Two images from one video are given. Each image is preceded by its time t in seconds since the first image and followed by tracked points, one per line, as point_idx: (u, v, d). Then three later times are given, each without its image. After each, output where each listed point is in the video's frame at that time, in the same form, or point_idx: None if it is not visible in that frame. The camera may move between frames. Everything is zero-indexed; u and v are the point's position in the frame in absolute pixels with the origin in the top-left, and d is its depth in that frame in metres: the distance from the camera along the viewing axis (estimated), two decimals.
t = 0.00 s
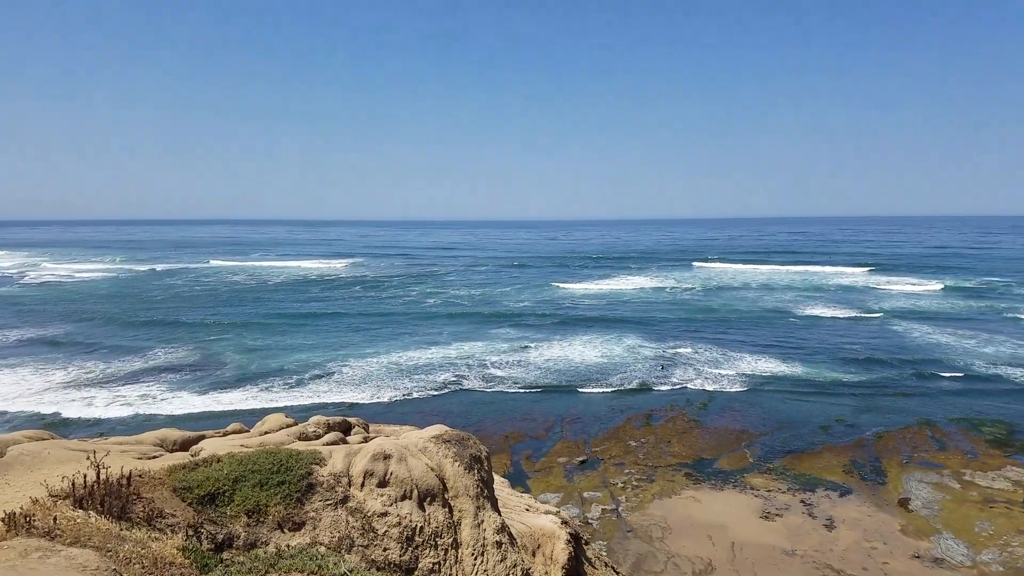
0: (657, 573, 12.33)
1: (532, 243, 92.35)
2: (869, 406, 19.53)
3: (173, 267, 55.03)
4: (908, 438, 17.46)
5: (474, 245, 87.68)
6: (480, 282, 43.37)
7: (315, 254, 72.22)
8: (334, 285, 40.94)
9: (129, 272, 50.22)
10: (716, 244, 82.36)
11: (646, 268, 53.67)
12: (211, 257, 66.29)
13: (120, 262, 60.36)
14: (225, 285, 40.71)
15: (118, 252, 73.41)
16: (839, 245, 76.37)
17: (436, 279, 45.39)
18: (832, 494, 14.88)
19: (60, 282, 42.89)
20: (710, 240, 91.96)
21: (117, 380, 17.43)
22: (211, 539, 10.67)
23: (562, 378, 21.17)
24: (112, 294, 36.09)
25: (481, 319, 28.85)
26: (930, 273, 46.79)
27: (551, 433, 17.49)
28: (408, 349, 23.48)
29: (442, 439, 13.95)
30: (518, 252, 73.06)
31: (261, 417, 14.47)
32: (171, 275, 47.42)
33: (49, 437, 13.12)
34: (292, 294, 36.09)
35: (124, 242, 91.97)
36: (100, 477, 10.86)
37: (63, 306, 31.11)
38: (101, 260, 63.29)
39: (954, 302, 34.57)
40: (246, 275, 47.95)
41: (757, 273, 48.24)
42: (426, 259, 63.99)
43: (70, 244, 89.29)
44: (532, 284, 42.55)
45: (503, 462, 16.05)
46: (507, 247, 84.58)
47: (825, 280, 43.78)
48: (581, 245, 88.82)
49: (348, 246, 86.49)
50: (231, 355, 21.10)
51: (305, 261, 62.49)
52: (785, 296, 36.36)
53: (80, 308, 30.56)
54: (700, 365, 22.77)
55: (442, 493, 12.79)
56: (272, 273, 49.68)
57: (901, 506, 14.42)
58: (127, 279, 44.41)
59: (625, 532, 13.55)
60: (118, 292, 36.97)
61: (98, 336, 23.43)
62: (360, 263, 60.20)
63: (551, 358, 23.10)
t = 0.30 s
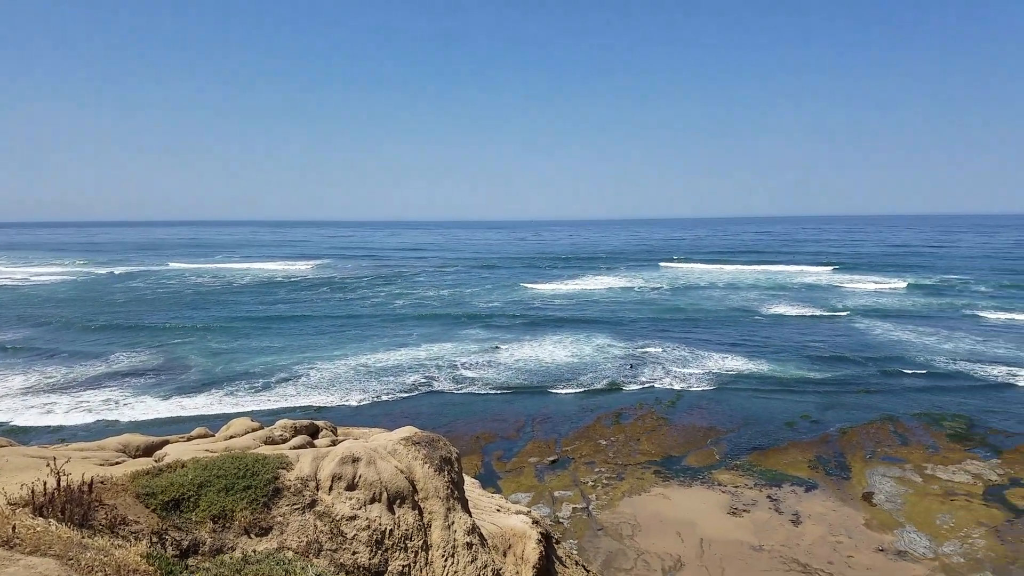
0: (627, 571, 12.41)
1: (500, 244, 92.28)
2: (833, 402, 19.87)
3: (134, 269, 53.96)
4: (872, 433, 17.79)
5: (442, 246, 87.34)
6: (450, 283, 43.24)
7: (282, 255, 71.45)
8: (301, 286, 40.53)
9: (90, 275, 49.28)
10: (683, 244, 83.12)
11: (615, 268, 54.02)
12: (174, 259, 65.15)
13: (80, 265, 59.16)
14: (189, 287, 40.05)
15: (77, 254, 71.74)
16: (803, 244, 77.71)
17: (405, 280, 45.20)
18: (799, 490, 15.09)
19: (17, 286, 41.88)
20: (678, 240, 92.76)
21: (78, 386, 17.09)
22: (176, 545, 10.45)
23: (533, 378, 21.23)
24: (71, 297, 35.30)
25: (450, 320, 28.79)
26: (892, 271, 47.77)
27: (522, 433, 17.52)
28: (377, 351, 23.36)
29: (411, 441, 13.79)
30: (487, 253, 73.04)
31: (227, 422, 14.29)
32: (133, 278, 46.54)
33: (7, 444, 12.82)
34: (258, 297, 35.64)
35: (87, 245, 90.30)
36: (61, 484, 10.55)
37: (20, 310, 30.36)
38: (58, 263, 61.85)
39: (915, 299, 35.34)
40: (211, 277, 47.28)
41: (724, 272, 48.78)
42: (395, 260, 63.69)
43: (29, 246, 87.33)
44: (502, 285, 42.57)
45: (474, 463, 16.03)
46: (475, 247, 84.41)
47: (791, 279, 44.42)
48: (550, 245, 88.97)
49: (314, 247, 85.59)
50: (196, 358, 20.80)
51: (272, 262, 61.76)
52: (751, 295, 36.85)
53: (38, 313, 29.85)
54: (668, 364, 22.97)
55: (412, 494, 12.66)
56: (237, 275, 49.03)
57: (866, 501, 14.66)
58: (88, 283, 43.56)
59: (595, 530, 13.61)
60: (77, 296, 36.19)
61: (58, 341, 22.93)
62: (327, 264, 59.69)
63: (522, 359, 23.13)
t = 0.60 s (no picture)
0: (599, 571, 12.42)
1: (470, 245, 92.69)
2: (802, 401, 20.11)
3: (98, 271, 53.23)
4: (839, 431, 18.03)
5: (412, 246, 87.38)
6: (420, 284, 43.29)
7: (250, 256, 71.10)
8: (270, 288, 40.32)
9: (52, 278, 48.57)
10: (650, 245, 84.09)
11: (587, 269, 54.40)
12: (140, 260, 64.47)
13: (44, 267, 58.30)
14: (155, 290, 39.65)
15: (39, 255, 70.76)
16: (771, 245, 78.92)
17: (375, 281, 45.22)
18: (767, 488, 15.25)
19: None
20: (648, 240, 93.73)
21: (42, 391, 16.76)
22: (142, 551, 9.45)
23: (505, 380, 21.26)
24: (32, 300, 34.72)
25: (421, 321, 28.76)
26: (858, 271, 48.66)
27: (494, 434, 17.54)
28: (347, 353, 23.25)
29: (382, 444, 12.92)
30: (456, 253, 73.30)
31: (195, 426, 14.12)
32: (98, 280, 45.95)
33: None
34: (224, 299, 35.40)
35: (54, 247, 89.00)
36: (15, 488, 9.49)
37: None
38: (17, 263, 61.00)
39: (879, 299, 36.00)
40: (180, 279, 46.88)
41: (693, 273, 49.35)
42: (366, 261, 63.67)
43: None
44: (472, 286, 42.72)
45: (446, 465, 15.97)
46: (445, 247, 84.67)
47: (759, 279, 45.05)
48: (521, 245, 89.42)
49: (282, 247, 85.29)
50: (164, 362, 20.52)
51: (240, 264, 61.38)
52: (721, 295, 37.28)
53: None
54: (638, 364, 23.13)
55: (384, 497, 11.77)
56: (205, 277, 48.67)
57: (833, 498, 14.85)
58: (50, 285, 42.90)
59: (567, 530, 13.64)
60: (39, 298, 35.64)
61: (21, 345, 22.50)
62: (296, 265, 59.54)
63: (494, 360, 23.17)
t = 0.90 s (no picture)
0: (577, 570, 12.45)
1: (448, 245, 92.66)
2: (779, 400, 20.31)
3: (70, 273, 52.53)
4: (815, 429, 18.21)
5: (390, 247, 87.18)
6: (398, 285, 43.24)
7: (227, 257, 70.57)
8: (246, 290, 40.05)
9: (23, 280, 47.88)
10: (628, 245, 84.59)
11: (566, 270, 54.53)
12: (113, 262, 63.72)
13: (14, 269, 57.43)
14: (129, 292, 39.23)
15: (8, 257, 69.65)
16: (748, 245, 79.66)
17: (353, 282, 45.10)
18: (744, 486, 15.37)
19: None
20: (626, 241, 94.17)
21: (13, 395, 16.53)
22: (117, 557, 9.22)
23: (483, 381, 21.28)
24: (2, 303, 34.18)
25: (400, 323, 28.71)
26: (833, 271, 49.23)
27: (473, 435, 17.53)
28: (325, 355, 23.16)
29: (360, 445, 12.72)
30: (434, 254, 73.26)
31: (169, 429, 14.00)
32: (71, 283, 45.36)
33: None
34: (200, 300, 35.12)
35: (28, 248, 87.97)
36: None
37: None
38: None
39: (854, 298, 36.47)
40: (155, 281, 46.37)
41: (671, 274, 49.69)
42: (344, 262, 63.44)
43: None
44: (451, 287, 42.73)
45: (425, 466, 15.94)
46: (423, 248, 84.62)
47: (736, 279, 45.46)
48: (499, 246, 89.53)
49: (259, 249, 84.75)
50: (139, 365, 20.31)
51: (216, 265, 60.92)
52: (699, 295, 37.55)
53: None
54: (616, 364, 23.25)
55: (361, 500, 11.64)
56: (181, 278, 48.26)
57: (809, 496, 15.00)
58: (21, 288, 42.27)
59: (545, 530, 13.65)
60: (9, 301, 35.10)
61: None
62: (273, 267, 59.18)
63: (472, 361, 23.18)
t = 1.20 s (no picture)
0: (560, 568, 12.49)
1: (428, 245, 92.40)
2: (758, 396, 20.50)
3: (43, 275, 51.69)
4: (793, 425, 18.41)
5: (369, 247, 86.73)
6: (379, 286, 43.08)
7: (204, 258, 69.84)
8: (224, 290, 39.69)
9: None
10: (608, 244, 84.85)
11: (546, 269, 54.58)
12: (87, 263, 62.80)
13: None
14: (104, 293, 38.73)
15: None
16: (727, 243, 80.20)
17: (332, 283, 44.85)
18: (724, 482, 15.51)
19: None
20: (606, 240, 94.40)
21: None
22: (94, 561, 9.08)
23: (466, 380, 21.28)
24: None
25: (381, 323, 28.64)
26: (811, 269, 49.71)
27: (456, 435, 17.53)
28: (306, 356, 23.04)
29: (340, 446, 12.67)
30: (415, 254, 73.06)
31: (147, 432, 13.86)
32: (45, 285, 44.67)
33: None
34: (176, 302, 34.74)
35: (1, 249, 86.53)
36: None
37: None
38: None
39: (832, 295, 36.88)
40: (131, 283, 45.76)
41: (651, 272, 49.93)
42: (323, 262, 63.07)
43: None
44: (432, 287, 42.65)
45: (407, 466, 15.92)
46: (403, 248, 84.30)
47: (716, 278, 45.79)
48: (480, 245, 89.41)
49: (237, 249, 83.93)
50: (115, 368, 20.09)
51: (192, 266, 60.28)
52: (679, 293, 37.74)
53: None
54: (597, 362, 23.35)
55: (342, 501, 11.60)
56: (157, 280, 47.71)
57: (788, 490, 15.16)
58: None
59: (528, 529, 13.68)
60: None
61: None
62: (252, 267, 58.70)
63: (454, 360, 23.16)
